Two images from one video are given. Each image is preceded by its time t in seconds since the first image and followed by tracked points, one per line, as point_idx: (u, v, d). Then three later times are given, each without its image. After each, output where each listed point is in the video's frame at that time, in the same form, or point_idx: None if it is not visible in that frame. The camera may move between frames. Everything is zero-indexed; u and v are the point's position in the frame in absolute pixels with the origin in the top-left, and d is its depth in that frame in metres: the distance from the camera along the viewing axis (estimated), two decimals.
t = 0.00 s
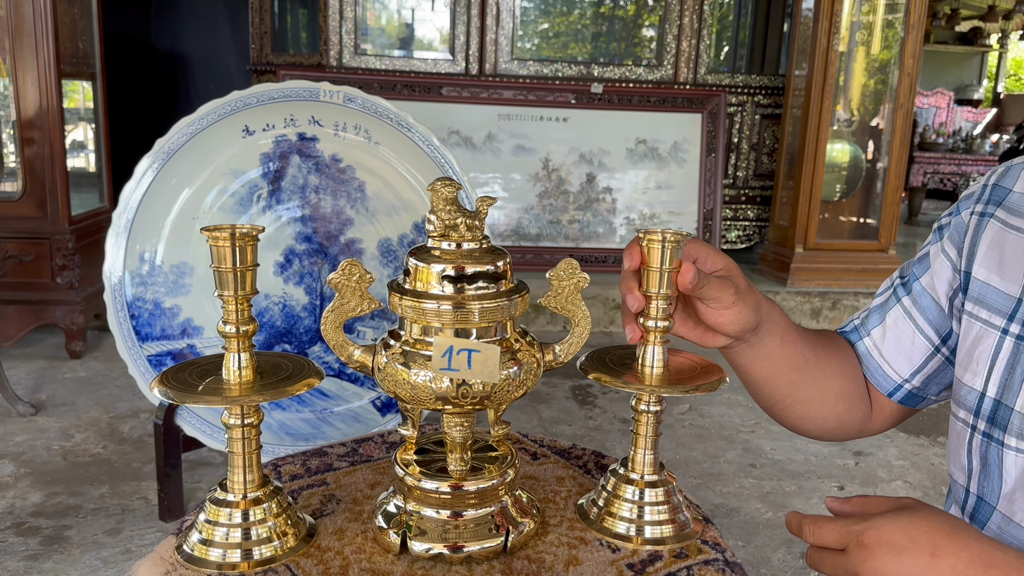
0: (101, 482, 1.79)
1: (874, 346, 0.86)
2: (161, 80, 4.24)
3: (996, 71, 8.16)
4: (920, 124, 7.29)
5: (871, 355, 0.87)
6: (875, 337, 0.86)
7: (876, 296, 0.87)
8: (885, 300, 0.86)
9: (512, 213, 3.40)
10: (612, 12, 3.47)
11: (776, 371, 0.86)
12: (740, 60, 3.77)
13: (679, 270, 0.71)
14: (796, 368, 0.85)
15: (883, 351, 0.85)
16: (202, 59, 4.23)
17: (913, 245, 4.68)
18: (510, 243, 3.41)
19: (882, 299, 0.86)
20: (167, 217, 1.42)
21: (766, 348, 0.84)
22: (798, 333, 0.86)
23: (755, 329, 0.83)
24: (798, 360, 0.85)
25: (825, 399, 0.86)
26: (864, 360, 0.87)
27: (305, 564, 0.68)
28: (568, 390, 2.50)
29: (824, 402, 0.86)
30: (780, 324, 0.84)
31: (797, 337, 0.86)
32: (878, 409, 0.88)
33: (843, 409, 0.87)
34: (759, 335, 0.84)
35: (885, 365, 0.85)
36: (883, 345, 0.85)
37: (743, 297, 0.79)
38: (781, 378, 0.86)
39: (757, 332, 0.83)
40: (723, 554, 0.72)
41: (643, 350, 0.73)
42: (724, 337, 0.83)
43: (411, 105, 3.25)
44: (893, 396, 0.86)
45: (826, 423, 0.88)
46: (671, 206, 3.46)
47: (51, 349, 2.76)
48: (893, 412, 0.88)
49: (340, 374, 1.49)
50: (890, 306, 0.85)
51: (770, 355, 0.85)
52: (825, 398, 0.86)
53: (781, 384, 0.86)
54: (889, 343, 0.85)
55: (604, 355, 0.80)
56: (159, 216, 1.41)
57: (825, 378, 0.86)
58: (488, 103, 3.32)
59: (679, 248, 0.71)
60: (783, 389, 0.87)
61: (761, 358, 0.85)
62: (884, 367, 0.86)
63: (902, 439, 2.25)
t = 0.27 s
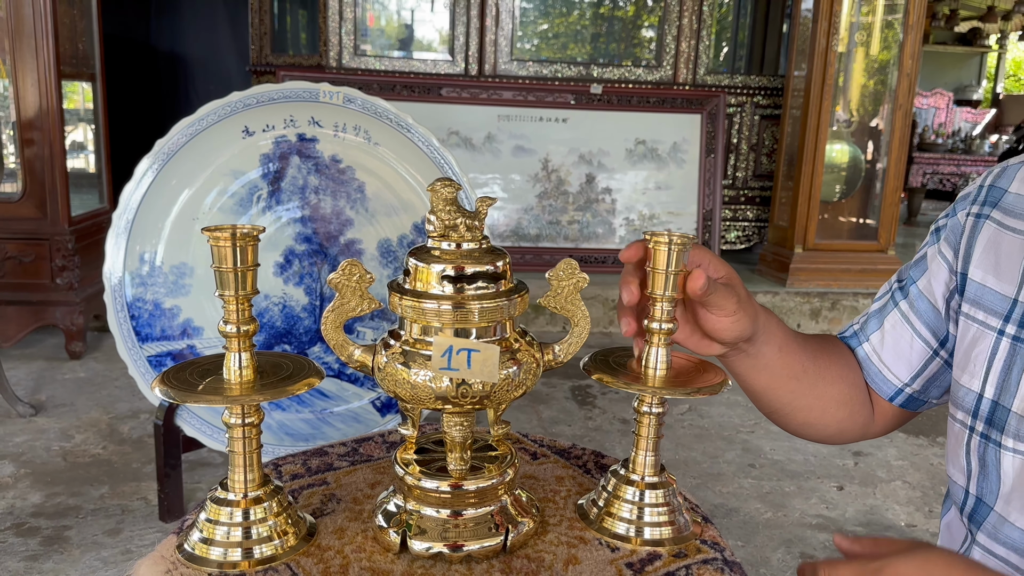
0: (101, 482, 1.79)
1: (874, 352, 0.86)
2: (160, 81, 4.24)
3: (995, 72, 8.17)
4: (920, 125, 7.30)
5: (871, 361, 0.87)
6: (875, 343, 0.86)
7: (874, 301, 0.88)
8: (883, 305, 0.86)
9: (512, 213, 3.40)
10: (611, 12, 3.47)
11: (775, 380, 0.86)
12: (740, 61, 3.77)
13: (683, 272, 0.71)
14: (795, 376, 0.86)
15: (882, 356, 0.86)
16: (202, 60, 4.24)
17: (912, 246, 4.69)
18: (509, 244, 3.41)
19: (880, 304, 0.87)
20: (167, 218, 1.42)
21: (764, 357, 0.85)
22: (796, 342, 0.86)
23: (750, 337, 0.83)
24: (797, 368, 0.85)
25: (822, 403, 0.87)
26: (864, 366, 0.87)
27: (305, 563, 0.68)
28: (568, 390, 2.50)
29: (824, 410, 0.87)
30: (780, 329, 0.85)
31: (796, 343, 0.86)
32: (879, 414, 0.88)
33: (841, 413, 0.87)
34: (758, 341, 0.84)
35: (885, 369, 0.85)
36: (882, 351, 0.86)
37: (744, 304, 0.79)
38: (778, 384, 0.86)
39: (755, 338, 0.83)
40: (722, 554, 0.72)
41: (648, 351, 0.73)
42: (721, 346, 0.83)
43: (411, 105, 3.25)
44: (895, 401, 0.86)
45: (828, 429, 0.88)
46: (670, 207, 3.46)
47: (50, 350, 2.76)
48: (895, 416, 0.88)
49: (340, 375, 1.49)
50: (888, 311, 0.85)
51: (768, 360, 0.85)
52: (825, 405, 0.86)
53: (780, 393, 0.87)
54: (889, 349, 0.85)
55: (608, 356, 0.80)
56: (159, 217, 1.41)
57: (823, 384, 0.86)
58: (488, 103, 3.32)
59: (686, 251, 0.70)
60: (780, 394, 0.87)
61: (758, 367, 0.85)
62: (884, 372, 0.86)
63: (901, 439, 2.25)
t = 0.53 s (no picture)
0: (101, 482, 1.79)
1: (881, 367, 0.84)
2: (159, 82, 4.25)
3: (994, 72, 8.18)
4: (919, 125, 7.31)
5: (880, 376, 0.84)
6: (880, 358, 0.84)
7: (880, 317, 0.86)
8: (887, 320, 0.85)
9: (511, 214, 3.40)
10: (611, 13, 3.48)
11: (772, 407, 0.84)
12: (738, 61, 3.78)
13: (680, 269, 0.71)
14: (783, 407, 0.84)
15: (890, 370, 0.83)
16: (201, 60, 4.24)
17: (911, 246, 4.69)
18: (509, 244, 3.42)
19: (885, 319, 0.85)
20: (167, 218, 1.42)
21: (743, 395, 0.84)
22: (773, 375, 0.85)
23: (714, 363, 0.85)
24: (783, 398, 0.84)
25: (829, 423, 0.84)
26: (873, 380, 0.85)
27: (306, 562, 0.68)
28: (567, 391, 2.50)
29: (830, 432, 0.85)
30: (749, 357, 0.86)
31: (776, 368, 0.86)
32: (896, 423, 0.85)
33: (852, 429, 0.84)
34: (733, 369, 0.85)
35: (894, 383, 0.83)
36: (888, 365, 0.83)
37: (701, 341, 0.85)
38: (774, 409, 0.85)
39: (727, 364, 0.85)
40: (720, 551, 0.72)
41: (647, 349, 0.73)
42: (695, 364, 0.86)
43: (411, 106, 3.25)
44: (909, 412, 0.84)
45: (843, 449, 0.86)
46: (670, 207, 3.46)
47: (50, 351, 2.76)
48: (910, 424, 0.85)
49: (340, 375, 1.49)
50: (889, 325, 0.84)
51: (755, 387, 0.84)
52: (828, 428, 0.84)
53: (777, 425, 0.85)
54: (894, 361, 0.83)
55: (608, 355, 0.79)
56: (159, 217, 1.41)
57: (820, 404, 0.84)
58: (487, 104, 3.33)
59: (684, 250, 0.71)
60: (781, 422, 0.85)
61: (744, 404, 0.85)
62: (893, 385, 0.83)
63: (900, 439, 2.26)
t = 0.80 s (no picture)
0: (100, 483, 1.79)
1: (879, 372, 0.84)
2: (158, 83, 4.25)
3: (993, 73, 8.19)
4: (918, 126, 7.33)
5: (878, 380, 0.85)
6: (877, 362, 0.85)
7: (877, 323, 0.87)
8: (882, 326, 0.86)
9: (510, 214, 3.41)
10: (610, 13, 3.49)
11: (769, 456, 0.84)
12: (738, 62, 3.79)
13: (679, 269, 0.71)
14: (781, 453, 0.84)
15: (887, 375, 0.84)
16: (201, 61, 4.24)
17: (910, 246, 4.70)
18: (508, 245, 3.42)
19: (880, 325, 0.86)
20: (167, 218, 1.42)
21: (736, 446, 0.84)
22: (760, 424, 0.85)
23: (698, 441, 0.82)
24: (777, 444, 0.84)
25: (830, 455, 0.85)
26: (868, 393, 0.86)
27: (307, 560, 0.69)
28: (566, 391, 2.50)
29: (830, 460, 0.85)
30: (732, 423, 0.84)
31: (767, 422, 0.85)
32: (894, 433, 0.86)
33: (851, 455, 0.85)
34: (722, 431, 0.83)
35: (892, 387, 0.83)
36: (886, 369, 0.84)
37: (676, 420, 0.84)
38: (772, 456, 0.84)
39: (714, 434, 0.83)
40: (720, 550, 0.73)
41: (645, 348, 0.72)
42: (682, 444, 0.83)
43: (410, 107, 3.26)
44: (907, 415, 0.83)
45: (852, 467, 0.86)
46: (669, 207, 3.47)
47: (50, 351, 2.76)
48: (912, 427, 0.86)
49: (339, 375, 1.50)
50: (887, 330, 0.84)
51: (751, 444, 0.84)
52: (829, 456, 0.85)
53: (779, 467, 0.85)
54: (892, 366, 0.83)
55: (607, 354, 0.78)
56: (159, 217, 1.41)
57: (818, 441, 0.85)
58: (487, 105, 3.33)
59: (683, 249, 0.71)
60: (781, 466, 0.85)
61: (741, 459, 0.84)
62: (892, 389, 0.83)
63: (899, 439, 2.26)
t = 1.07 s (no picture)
0: (101, 483, 1.79)
1: (884, 373, 0.84)
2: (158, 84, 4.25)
3: (993, 73, 8.19)
4: (918, 126, 7.33)
5: (882, 382, 0.85)
6: (881, 363, 0.85)
7: (879, 324, 0.87)
8: (884, 327, 0.86)
9: (510, 215, 3.41)
10: (610, 14, 3.49)
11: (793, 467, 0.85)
12: (738, 62, 3.79)
13: (688, 279, 0.72)
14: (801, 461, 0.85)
15: (891, 376, 0.84)
16: (201, 62, 4.25)
17: (910, 246, 4.70)
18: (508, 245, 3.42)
19: (882, 326, 0.86)
20: (168, 219, 1.42)
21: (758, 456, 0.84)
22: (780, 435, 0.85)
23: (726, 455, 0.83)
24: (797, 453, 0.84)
25: (853, 461, 0.85)
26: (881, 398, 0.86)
27: (303, 550, 0.70)
28: (567, 391, 2.50)
29: (848, 466, 0.86)
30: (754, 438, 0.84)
31: (789, 434, 0.85)
32: (913, 435, 0.86)
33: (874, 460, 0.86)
34: (745, 445, 0.84)
35: (896, 387, 0.84)
36: (890, 370, 0.84)
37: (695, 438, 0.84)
38: (797, 466, 0.85)
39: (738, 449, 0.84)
40: (724, 569, 0.71)
41: (653, 356, 0.73)
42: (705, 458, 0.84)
43: (410, 107, 3.26)
44: (912, 415, 0.84)
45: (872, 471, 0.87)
46: (669, 208, 3.47)
47: (50, 351, 2.77)
48: (927, 428, 0.86)
49: (340, 375, 1.50)
50: (889, 332, 0.84)
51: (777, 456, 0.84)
52: (847, 462, 0.85)
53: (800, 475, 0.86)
54: (896, 367, 0.83)
55: (615, 361, 0.79)
56: (160, 217, 1.41)
57: (840, 450, 0.85)
58: (487, 105, 3.33)
59: (692, 257, 0.71)
60: (807, 476, 0.86)
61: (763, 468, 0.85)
62: (896, 389, 0.84)
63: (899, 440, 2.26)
